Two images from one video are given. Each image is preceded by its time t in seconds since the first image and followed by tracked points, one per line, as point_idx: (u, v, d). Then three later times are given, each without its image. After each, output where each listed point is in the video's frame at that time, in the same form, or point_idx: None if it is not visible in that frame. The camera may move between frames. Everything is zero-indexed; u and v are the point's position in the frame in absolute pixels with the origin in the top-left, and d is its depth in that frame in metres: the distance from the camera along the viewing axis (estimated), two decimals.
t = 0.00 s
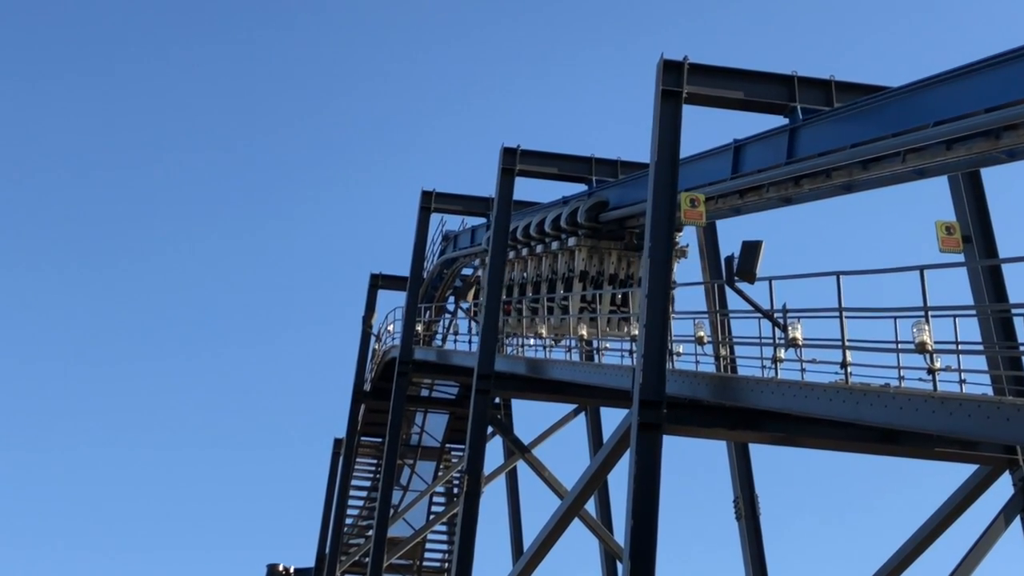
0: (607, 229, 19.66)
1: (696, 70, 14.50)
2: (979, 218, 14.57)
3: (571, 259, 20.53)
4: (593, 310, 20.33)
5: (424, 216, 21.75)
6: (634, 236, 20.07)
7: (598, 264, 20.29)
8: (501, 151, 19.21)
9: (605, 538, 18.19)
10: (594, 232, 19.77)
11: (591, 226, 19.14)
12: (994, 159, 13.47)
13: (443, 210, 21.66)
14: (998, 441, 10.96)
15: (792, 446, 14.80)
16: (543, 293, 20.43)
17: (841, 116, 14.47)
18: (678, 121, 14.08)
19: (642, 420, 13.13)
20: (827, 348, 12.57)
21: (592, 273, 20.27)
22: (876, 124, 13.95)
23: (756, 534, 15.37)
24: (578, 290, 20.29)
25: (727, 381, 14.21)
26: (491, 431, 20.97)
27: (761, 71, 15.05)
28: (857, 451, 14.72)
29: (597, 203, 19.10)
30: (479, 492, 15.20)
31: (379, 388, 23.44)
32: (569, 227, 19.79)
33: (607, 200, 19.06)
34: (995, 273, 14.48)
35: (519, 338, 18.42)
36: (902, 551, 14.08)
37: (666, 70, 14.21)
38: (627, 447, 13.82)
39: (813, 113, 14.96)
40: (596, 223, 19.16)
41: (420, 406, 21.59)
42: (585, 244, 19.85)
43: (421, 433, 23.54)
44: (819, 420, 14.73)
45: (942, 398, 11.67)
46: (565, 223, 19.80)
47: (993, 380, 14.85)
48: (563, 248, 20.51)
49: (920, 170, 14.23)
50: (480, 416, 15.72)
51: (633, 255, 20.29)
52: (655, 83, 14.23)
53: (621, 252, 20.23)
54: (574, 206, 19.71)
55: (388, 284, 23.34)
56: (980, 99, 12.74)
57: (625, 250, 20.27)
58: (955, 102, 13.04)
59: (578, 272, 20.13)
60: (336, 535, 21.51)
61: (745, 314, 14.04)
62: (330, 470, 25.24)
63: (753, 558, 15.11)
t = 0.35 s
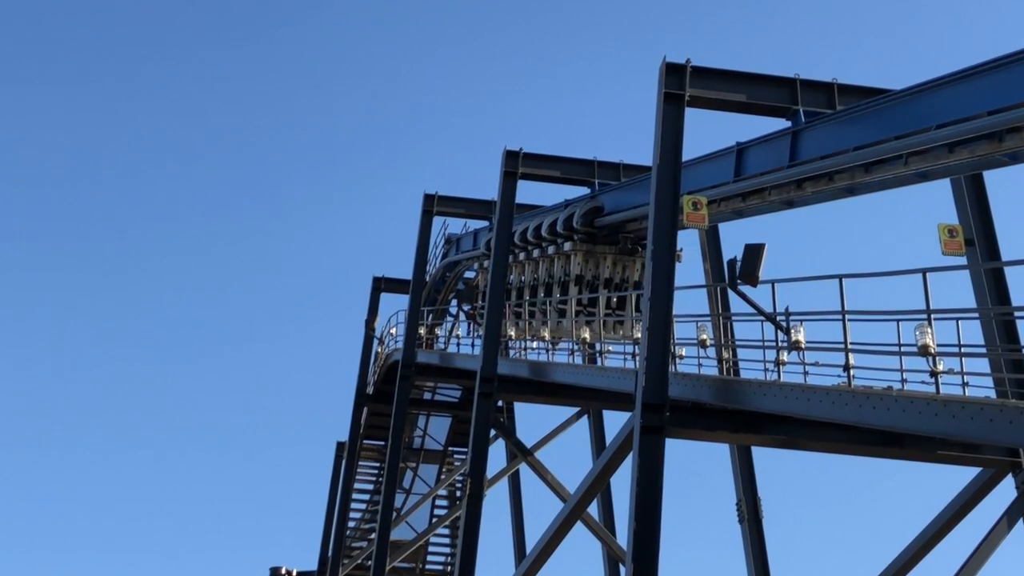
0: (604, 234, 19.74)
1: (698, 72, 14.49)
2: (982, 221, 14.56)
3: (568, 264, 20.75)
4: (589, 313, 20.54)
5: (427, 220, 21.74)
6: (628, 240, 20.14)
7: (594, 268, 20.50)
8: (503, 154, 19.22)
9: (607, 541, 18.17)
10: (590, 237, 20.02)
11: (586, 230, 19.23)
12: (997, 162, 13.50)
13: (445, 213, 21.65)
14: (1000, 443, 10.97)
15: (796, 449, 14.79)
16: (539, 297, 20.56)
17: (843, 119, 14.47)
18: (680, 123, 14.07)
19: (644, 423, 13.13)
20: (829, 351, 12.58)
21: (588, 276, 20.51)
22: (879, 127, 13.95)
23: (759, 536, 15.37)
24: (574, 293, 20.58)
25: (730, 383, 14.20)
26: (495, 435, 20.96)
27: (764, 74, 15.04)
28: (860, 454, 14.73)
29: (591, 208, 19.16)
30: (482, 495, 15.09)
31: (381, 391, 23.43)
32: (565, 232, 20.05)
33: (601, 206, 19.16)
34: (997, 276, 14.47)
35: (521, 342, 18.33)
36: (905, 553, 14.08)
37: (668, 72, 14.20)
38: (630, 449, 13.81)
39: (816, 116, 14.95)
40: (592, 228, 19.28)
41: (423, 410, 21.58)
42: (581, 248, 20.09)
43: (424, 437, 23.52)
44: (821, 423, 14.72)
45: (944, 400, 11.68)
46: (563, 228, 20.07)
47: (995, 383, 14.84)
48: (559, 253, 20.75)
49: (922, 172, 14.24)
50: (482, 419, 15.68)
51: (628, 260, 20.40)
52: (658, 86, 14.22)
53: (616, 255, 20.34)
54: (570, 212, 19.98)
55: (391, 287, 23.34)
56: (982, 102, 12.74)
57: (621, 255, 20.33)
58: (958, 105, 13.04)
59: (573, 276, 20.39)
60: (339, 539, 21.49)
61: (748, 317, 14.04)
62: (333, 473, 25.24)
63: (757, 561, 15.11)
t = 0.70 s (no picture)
0: (599, 233, 20.14)
1: (701, 71, 14.44)
2: (985, 218, 14.53)
3: (563, 263, 20.77)
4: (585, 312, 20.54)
5: (429, 218, 21.67)
6: (623, 241, 20.25)
7: (590, 267, 20.53)
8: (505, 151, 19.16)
9: (610, 539, 18.16)
10: (586, 236, 20.16)
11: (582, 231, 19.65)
12: (1000, 160, 13.48)
13: (448, 211, 21.56)
14: (1005, 441, 10.97)
15: (800, 448, 14.80)
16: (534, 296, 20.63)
17: (846, 117, 14.42)
18: (683, 121, 14.02)
19: (647, 421, 13.12)
20: (832, 349, 12.58)
21: (584, 276, 20.54)
22: (882, 125, 13.90)
23: (763, 535, 15.37)
24: (570, 293, 20.56)
25: (733, 382, 14.20)
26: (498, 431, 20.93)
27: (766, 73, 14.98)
28: (863, 452, 14.74)
29: (586, 208, 19.67)
30: (485, 495, 15.06)
31: (384, 389, 23.41)
32: (561, 232, 20.25)
33: (598, 207, 19.65)
34: (1000, 274, 14.45)
35: (524, 339, 18.31)
36: (908, 552, 14.10)
37: (671, 71, 14.15)
38: (633, 448, 13.82)
39: (819, 114, 14.90)
40: (588, 228, 19.73)
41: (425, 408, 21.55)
42: (577, 248, 20.18)
43: (426, 434, 23.49)
44: (824, 421, 14.73)
45: (947, 399, 11.68)
46: (558, 228, 20.25)
47: (999, 381, 14.84)
48: (555, 253, 20.86)
49: (926, 170, 14.22)
50: (485, 418, 15.64)
51: (622, 261, 20.50)
52: (661, 84, 14.17)
53: (611, 255, 20.38)
54: (566, 212, 20.23)
55: (394, 285, 23.31)
56: (986, 99, 12.70)
57: (616, 255, 20.38)
58: (962, 103, 12.99)
59: (568, 275, 20.39)
60: (341, 536, 21.45)
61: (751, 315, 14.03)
62: (335, 472, 25.23)
63: (760, 560, 15.13)
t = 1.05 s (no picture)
0: (598, 229, 20.30)
1: (706, 65, 14.45)
2: (990, 212, 14.53)
3: (563, 258, 21.08)
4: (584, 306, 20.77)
5: (434, 213, 21.68)
6: (621, 236, 20.55)
7: (589, 263, 20.79)
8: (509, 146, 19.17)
9: (616, 532, 18.18)
10: (585, 232, 20.38)
11: (581, 227, 19.84)
12: (1005, 153, 13.49)
13: (453, 206, 21.53)
14: (1011, 434, 10.97)
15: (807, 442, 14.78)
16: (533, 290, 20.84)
17: (851, 111, 14.42)
18: (688, 115, 14.02)
19: (653, 416, 13.13)
20: (838, 342, 12.59)
21: (583, 270, 20.79)
22: (888, 118, 13.90)
23: (769, 528, 15.36)
24: (569, 287, 20.84)
25: (739, 376, 14.21)
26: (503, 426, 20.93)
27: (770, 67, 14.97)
28: (868, 445, 14.74)
29: (583, 205, 19.88)
30: (490, 490, 15.04)
31: (391, 384, 23.42)
32: (560, 227, 20.50)
33: (596, 203, 19.83)
34: (1006, 267, 14.45)
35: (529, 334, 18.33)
36: (915, 545, 14.10)
37: (676, 65, 14.16)
38: (639, 442, 13.83)
39: (824, 108, 14.91)
40: (586, 225, 19.89)
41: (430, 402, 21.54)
42: (576, 244, 20.40)
43: (432, 430, 23.49)
44: (830, 415, 14.73)
45: (953, 392, 11.69)
46: (558, 224, 20.54)
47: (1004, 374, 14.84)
48: (554, 248, 21.13)
49: (931, 163, 14.22)
50: (490, 412, 15.62)
51: (620, 256, 20.81)
52: (665, 78, 14.17)
53: (610, 251, 20.68)
54: (565, 208, 20.48)
55: (400, 280, 23.32)
56: (992, 92, 12.70)
57: (614, 250, 20.69)
58: (967, 96, 12.99)
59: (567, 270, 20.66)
60: (347, 531, 21.43)
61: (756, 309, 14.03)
62: (342, 467, 25.24)
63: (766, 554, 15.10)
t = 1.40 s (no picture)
0: (596, 226, 20.75)
1: (708, 66, 14.93)
2: (984, 207, 15.00)
3: (564, 254, 21.67)
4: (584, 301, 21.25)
5: (445, 209, 22.13)
6: (619, 233, 20.95)
7: (589, 259, 21.38)
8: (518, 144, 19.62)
9: (622, 518, 18.67)
10: (584, 229, 20.97)
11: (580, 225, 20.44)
12: (997, 150, 13.99)
13: (464, 203, 21.98)
14: (1003, 422, 11.48)
15: (806, 430, 15.27)
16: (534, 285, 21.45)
17: (849, 110, 14.90)
18: (691, 115, 14.50)
19: (658, 405, 13.62)
20: (836, 333, 13.08)
21: (583, 266, 21.39)
22: (884, 117, 14.38)
23: (770, 513, 15.85)
24: (570, 282, 21.43)
25: (739, 366, 14.71)
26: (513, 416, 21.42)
27: (771, 67, 15.43)
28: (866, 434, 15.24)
29: (582, 204, 20.51)
30: (500, 478, 15.53)
31: (404, 375, 23.92)
32: (560, 225, 21.11)
33: (594, 202, 20.48)
34: (999, 261, 14.93)
35: (537, 326, 18.81)
36: (910, 529, 14.60)
37: (679, 66, 14.65)
38: (643, 431, 14.33)
39: (822, 107, 15.39)
40: (586, 223, 20.51)
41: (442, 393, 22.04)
42: (576, 241, 21.00)
43: (444, 419, 23.89)
44: (829, 404, 15.23)
45: (948, 381, 12.18)
46: (559, 222, 21.25)
47: (997, 364, 15.34)
48: (555, 245, 21.75)
49: (926, 160, 14.71)
50: (500, 402, 16.10)
51: (619, 252, 21.25)
52: (669, 79, 14.66)
53: (608, 247, 21.12)
54: (565, 206, 21.09)
55: (412, 274, 23.82)
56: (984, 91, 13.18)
57: (612, 246, 21.13)
58: (960, 96, 13.47)
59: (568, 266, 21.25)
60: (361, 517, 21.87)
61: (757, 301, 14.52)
62: (357, 455, 25.76)
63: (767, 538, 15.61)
